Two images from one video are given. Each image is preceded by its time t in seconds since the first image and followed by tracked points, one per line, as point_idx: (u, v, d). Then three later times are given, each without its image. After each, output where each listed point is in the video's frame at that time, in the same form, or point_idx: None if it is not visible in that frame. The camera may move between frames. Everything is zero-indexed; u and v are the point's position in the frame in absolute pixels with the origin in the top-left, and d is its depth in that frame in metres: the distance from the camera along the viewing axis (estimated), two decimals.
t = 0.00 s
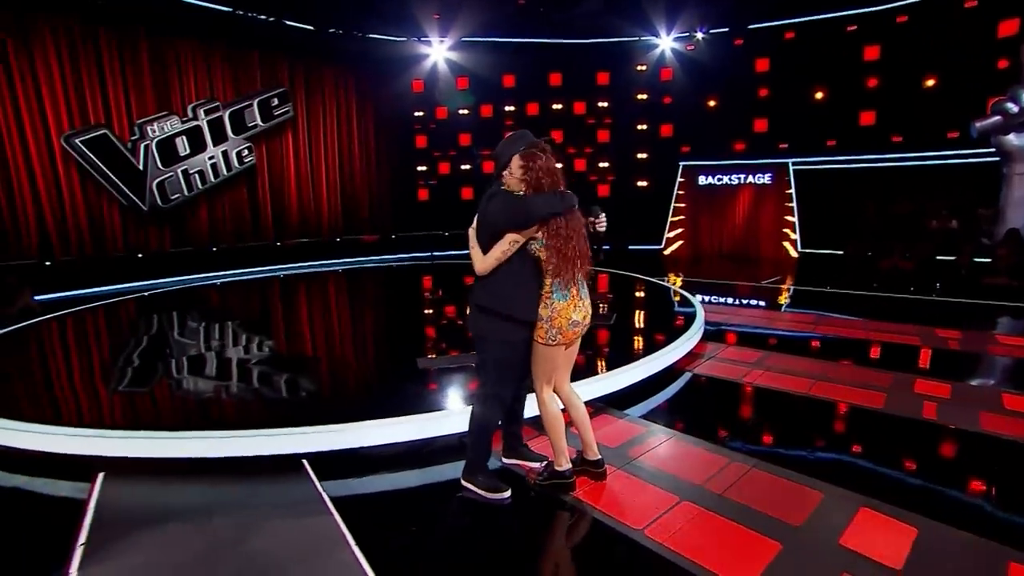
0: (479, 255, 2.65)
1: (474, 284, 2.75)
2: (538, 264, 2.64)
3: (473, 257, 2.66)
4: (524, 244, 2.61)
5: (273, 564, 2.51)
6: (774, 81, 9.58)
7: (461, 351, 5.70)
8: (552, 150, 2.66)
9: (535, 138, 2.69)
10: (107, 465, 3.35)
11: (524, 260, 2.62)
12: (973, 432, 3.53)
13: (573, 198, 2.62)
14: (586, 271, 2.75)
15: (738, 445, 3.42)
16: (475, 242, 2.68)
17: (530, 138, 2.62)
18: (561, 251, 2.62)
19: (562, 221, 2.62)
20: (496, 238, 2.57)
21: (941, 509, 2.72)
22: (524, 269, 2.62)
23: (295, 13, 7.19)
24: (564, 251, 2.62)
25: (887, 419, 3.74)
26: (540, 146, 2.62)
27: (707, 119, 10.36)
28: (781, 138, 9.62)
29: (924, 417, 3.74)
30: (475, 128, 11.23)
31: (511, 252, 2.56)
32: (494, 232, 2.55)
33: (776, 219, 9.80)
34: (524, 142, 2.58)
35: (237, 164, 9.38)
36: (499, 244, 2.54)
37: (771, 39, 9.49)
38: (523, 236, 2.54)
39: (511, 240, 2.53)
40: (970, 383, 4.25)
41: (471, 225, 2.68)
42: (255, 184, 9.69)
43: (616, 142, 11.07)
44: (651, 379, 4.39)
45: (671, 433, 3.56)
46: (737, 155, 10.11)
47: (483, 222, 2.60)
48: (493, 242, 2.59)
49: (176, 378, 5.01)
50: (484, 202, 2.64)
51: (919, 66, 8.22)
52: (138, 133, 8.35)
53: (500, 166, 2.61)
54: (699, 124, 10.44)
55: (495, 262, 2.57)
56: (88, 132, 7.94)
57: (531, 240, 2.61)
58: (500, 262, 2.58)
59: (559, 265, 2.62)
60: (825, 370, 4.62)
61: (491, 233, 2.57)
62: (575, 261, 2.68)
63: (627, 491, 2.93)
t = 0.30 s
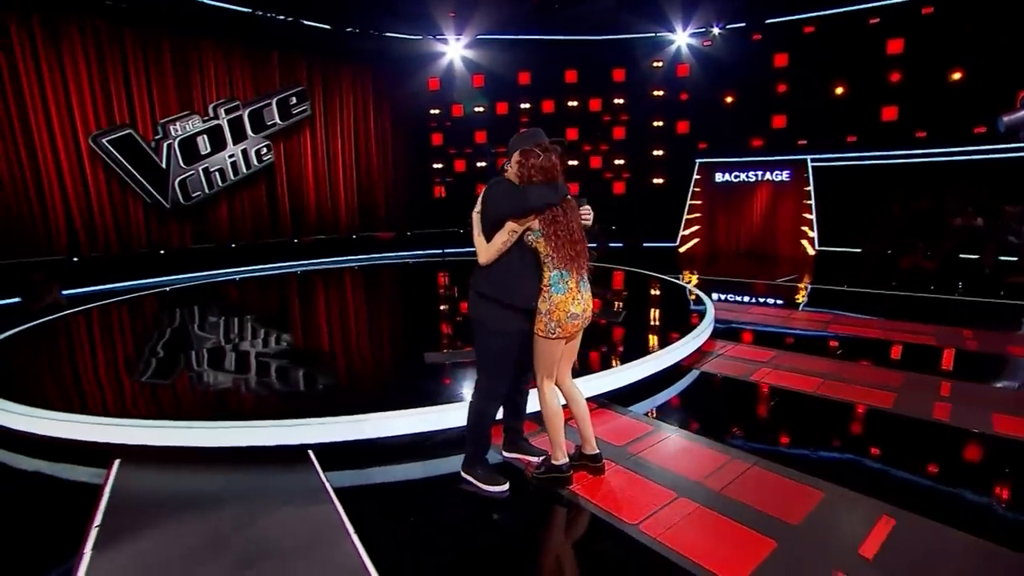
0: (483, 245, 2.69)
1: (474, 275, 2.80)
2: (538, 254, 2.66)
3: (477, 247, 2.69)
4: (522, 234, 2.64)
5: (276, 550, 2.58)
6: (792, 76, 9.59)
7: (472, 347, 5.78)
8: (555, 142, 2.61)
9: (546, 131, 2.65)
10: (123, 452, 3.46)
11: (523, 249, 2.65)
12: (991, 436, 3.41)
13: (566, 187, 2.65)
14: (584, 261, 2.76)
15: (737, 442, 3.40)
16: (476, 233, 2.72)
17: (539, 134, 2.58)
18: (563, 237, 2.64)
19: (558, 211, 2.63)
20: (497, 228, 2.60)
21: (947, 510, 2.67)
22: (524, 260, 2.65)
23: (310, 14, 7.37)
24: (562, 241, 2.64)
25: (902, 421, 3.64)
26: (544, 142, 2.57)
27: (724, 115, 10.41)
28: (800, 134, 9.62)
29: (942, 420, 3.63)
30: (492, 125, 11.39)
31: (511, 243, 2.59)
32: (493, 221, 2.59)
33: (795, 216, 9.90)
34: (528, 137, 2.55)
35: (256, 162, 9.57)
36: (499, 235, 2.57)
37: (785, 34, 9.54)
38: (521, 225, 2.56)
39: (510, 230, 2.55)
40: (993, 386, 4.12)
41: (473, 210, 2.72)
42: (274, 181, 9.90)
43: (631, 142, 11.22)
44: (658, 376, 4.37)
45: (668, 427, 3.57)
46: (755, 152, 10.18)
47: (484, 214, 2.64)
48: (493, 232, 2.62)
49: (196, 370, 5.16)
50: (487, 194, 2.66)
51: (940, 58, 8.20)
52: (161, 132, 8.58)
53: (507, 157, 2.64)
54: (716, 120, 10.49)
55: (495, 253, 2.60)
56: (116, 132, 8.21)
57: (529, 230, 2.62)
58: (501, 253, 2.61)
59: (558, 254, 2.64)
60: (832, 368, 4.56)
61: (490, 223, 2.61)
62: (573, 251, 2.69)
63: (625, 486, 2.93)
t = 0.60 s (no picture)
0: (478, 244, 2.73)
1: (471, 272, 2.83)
2: (529, 249, 2.68)
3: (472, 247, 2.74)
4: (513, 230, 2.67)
5: (277, 537, 2.64)
6: (809, 72, 9.61)
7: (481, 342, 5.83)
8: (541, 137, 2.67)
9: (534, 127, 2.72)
10: (135, 439, 3.56)
11: (515, 245, 2.67)
12: (1003, 440, 3.32)
13: (553, 181, 2.66)
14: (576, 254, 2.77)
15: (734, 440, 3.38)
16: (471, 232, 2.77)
17: (527, 129, 2.66)
18: (551, 232, 2.65)
19: (546, 205, 2.63)
20: (490, 225, 2.64)
21: (952, 514, 2.61)
22: (516, 256, 2.68)
23: (324, 13, 7.53)
24: (551, 236, 2.65)
25: (910, 424, 3.57)
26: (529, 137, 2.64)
27: (741, 112, 10.39)
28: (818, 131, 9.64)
29: (955, 424, 3.54)
30: (506, 121, 11.49)
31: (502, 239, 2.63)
32: (484, 219, 2.65)
33: (812, 215, 9.92)
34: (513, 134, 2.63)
35: (273, 159, 9.73)
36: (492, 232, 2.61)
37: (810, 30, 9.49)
38: (510, 222, 2.60)
39: (501, 226, 2.59)
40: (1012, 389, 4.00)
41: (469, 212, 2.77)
42: (291, 178, 10.09)
43: (645, 139, 11.22)
44: (663, 374, 4.35)
45: (667, 424, 3.57)
46: (772, 149, 10.15)
47: (477, 213, 2.69)
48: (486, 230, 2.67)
49: (214, 363, 5.28)
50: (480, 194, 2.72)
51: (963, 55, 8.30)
52: (182, 130, 8.81)
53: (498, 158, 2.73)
54: (731, 117, 10.49)
55: (488, 252, 2.65)
56: (138, 130, 8.48)
57: (520, 227, 2.66)
58: (493, 251, 2.65)
59: (548, 249, 2.65)
60: (841, 368, 4.49)
61: (483, 221, 2.66)
62: (564, 244, 2.70)
63: (621, 481, 2.94)
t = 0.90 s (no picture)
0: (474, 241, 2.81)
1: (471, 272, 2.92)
2: (521, 248, 2.73)
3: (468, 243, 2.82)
4: (506, 229, 2.73)
5: (277, 530, 2.69)
6: (832, 67, 9.39)
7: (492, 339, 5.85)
8: (536, 136, 2.70)
9: (532, 127, 2.74)
10: (148, 430, 3.66)
11: (507, 243, 2.74)
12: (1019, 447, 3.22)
13: (546, 180, 2.68)
14: (569, 255, 2.77)
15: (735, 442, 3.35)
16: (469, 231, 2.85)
17: (523, 128, 2.69)
18: (539, 233, 2.68)
19: (536, 204, 2.66)
20: (484, 224, 2.72)
21: (959, 522, 2.55)
22: (508, 254, 2.74)
23: (343, 13, 7.66)
24: (541, 235, 2.68)
25: (924, 428, 3.48)
26: (524, 137, 2.67)
27: (759, 109, 10.19)
28: (839, 128, 9.46)
29: (974, 430, 3.44)
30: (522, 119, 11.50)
31: (493, 238, 2.69)
32: (478, 217, 2.73)
33: (832, 212, 10.13)
34: (507, 133, 2.68)
35: (292, 158, 9.96)
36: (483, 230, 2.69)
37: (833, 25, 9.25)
38: (502, 220, 2.66)
39: (493, 224, 2.66)
40: None
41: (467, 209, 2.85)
42: (309, 175, 10.28)
43: (663, 136, 11.04)
44: (669, 373, 4.32)
45: (669, 424, 3.55)
46: (790, 146, 10.01)
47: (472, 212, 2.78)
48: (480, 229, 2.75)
49: (234, 358, 5.38)
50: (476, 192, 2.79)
51: (993, 47, 8.10)
52: (204, 129, 9.08)
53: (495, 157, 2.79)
54: (749, 113, 10.31)
55: (482, 249, 2.72)
56: (162, 130, 8.73)
57: (511, 225, 2.71)
58: (486, 249, 2.72)
59: (537, 248, 2.68)
60: (853, 370, 4.40)
61: (477, 221, 2.75)
62: (555, 244, 2.71)
63: (618, 482, 2.92)
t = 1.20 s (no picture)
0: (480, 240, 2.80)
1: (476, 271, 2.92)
2: (524, 247, 2.71)
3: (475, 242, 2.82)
4: (511, 228, 2.72)
5: (279, 525, 2.74)
6: (859, 64, 9.24)
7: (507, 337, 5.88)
8: (545, 135, 2.69)
9: (541, 126, 2.74)
10: (163, 423, 3.77)
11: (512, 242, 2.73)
12: None
13: (551, 180, 2.67)
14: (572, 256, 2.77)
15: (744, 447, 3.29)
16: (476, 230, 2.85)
17: (532, 127, 2.69)
18: (543, 233, 2.67)
19: (541, 204, 2.66)
20: (490, 222, 2.72)
21: (972, 536, 2.47)
22: (512, 253, 2.72)
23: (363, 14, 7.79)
24: (544, 235, 2.67)
25: (941, 438, 3.37)
26: (532, 135, 2.67)
27: (783, 106, 10.08)
28: (865, 126, 9.31)
29: (996, 441, 3.31)
30: (541, 117, 11.55)
31: (498, 236, 2.68)
32: (485, 216, 2.74)
33: (857, 211, 9.85)
34: (516, 132, 2.68)
35: (314, 156, 10.15)
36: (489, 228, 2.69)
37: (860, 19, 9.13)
38: (507, 218, 2.65)
39: (498, 223, 2.66)
40: None
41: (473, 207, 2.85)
42: (330, 174, 10.46)
43: (684, 135, 10.96)
44: (680, 376, 4.27)
45: (676, 426, 3.51)
46: (815, 145, 9.92)
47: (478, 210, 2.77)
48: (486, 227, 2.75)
49: (256, 353, 5.50)
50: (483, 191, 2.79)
51: None
52: (228, 129, 9.34)
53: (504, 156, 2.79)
54: (773, 111, 10.21)
55: (489, 247, 2.71)
56: (189, 130, 9.00)
57: (516, 225, 2.69)
58: (490, 248, 2.71)
59: (540, 248, 2.67)
60: (871, 375, 4.30)
61: (483, 219, 2.75)
62: (559, 244, 2.70)
63: (620, 485, 2.91)
